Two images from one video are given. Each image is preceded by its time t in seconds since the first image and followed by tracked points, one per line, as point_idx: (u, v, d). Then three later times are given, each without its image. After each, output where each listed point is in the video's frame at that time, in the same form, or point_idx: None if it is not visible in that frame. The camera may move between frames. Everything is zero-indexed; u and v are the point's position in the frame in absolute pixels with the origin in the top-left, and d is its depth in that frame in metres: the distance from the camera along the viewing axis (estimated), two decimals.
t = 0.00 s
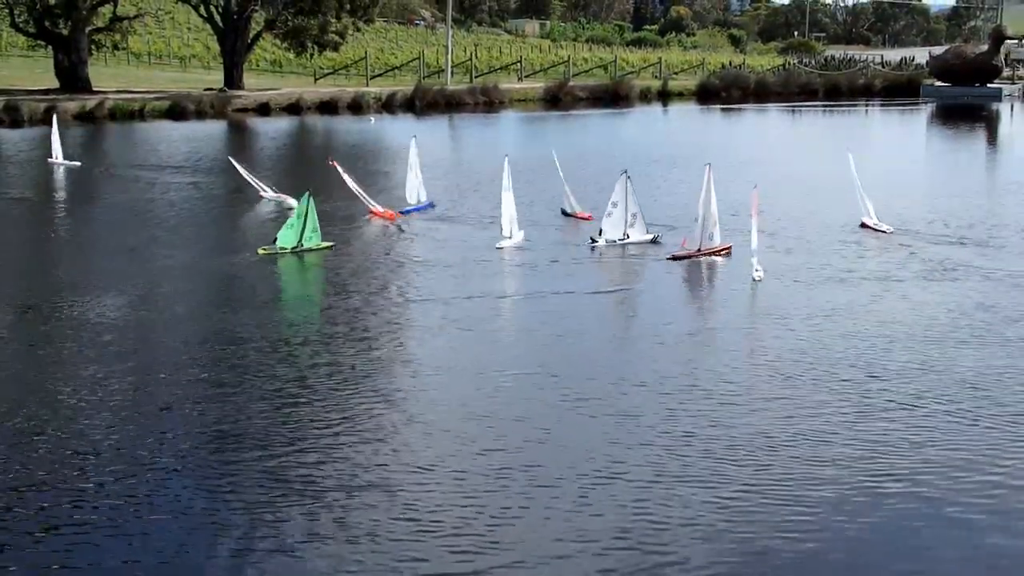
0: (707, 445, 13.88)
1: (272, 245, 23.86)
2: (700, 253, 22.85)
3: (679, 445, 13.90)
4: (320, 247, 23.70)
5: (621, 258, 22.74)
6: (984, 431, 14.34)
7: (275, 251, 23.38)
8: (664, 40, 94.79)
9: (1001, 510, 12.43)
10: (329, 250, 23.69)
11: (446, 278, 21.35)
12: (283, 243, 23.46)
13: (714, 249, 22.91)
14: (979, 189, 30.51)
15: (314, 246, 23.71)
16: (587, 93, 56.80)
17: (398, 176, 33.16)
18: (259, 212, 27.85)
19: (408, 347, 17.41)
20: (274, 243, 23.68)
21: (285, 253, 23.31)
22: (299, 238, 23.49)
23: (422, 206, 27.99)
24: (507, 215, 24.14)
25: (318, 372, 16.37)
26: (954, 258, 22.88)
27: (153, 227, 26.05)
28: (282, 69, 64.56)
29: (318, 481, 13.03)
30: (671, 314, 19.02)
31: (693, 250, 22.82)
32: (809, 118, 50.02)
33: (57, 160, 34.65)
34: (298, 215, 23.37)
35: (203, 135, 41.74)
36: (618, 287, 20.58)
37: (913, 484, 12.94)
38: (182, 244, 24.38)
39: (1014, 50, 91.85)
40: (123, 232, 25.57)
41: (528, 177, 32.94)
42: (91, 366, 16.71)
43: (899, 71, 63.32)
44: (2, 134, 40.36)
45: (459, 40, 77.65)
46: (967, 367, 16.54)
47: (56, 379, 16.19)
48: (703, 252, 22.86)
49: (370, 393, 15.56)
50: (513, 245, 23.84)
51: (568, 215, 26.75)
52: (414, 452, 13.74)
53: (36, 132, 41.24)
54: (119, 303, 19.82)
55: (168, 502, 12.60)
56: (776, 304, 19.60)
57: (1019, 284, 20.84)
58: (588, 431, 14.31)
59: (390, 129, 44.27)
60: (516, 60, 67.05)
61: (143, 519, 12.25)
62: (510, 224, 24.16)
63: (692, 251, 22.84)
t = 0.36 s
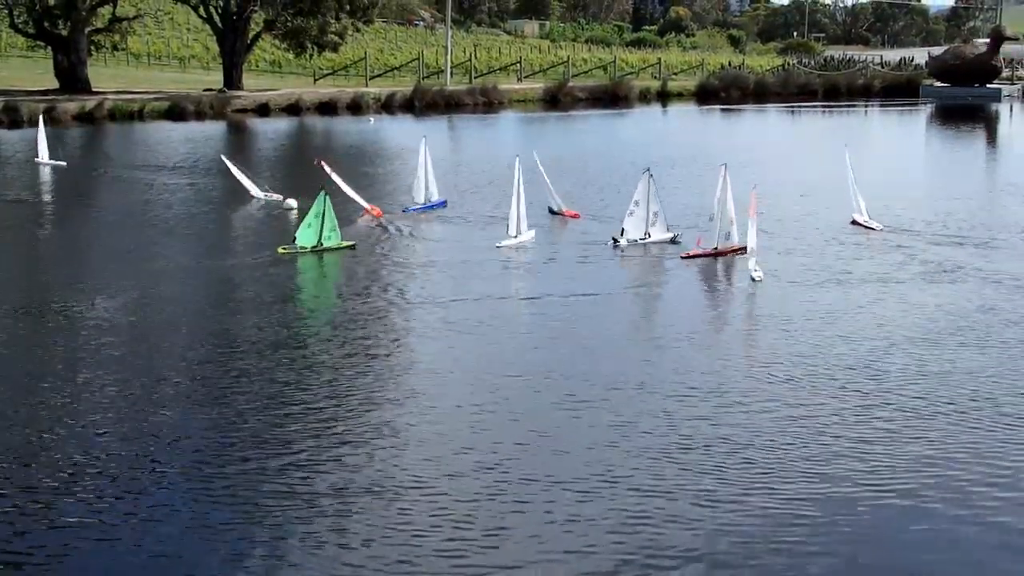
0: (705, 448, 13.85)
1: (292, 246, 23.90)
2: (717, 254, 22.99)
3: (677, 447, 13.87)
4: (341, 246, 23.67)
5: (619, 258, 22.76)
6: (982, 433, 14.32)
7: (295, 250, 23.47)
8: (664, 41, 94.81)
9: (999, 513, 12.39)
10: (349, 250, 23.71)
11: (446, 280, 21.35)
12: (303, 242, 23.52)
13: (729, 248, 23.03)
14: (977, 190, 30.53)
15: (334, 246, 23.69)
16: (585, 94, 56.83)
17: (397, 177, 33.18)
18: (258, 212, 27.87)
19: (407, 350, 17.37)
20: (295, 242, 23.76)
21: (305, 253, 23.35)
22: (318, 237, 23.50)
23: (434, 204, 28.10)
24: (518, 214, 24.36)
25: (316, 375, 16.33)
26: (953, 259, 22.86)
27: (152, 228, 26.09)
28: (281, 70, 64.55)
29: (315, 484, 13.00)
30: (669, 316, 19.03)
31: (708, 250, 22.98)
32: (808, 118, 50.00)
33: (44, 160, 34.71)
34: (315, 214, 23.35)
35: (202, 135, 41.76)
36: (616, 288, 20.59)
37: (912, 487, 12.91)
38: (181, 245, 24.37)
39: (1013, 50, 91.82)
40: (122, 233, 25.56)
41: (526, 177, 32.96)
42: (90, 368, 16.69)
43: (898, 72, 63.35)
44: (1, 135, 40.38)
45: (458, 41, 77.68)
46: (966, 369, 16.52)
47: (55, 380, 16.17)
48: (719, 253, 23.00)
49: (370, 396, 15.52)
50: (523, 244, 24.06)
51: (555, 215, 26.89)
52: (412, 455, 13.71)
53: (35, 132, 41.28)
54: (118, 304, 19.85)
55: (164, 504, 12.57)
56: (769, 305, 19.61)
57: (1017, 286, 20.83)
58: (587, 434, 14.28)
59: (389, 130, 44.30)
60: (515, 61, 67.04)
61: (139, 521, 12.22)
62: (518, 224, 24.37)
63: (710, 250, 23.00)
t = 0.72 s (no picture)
0: (705, 452, 13.78)
1: (317, 244, 23.93)
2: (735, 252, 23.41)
3: (676, 448, 13.89)
4: (365, 244, 23.66)
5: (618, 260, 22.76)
6: (985, 437, 14.24)
7: (320, 249, 23.55)
8: (664, 41, 94.90)
9: (1001, 519, 12.32)
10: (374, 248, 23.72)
11: (447, 281, 21.32)
12: (328, 240, 23.58)
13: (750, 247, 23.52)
14: (975, 191, 30.55)
15: (359, 244, 23.67)
16: (585, 95, 56.84)
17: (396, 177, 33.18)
18: (257, 213, 27.84)
19: (408, 354, 17.30)
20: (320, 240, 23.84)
21: (329, 251, 23.43)
22: (343, 235, 23.53)
23: (445, 204, 28.29)
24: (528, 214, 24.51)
25: (316, 379, 16.26)
26: (954, 261, 22.82)
27: (150, 228, 26.10)
28: (280, 71, 64.59)
29: (314, 489, 12.93)
30: (670, 318, 19.00)
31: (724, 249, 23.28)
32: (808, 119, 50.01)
33: (29, 160, 34.71)
34: (337, 212, 23.40)
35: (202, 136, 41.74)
36: (616, 290, 20.56)
37: (913, 492, 12.83)
38: (181, 246, 24.32)
39: (1012, 51, 91.88)
40: (121, 234, 25.50)
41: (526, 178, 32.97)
42: (89, 370, 16.62)
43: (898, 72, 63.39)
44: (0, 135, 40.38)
45: (458, 41, 77.72)
46: (967, 373, 16.46)
47: (53, 382, 16.10)
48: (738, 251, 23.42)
49: (369, 400, 15.45)
50: (526, 244, 24.18)
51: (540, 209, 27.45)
52: (412, 460, 13.65)
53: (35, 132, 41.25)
54: (117, 304, 19.86)
55: (161, 508, 12.50)
56: (768, 308, 19.60)
57: (1016, 287, 20.87)
58: (586, 438, 14.21)
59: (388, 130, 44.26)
60: (515, 62, 67.10)
61: (137, 525, 12.15)
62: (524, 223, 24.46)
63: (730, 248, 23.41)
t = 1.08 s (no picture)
0: (706, 452, 13.65)
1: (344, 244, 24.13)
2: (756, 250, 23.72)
3: (677, 444, 13.86)
4: (390, 244, 23.83)
5: (618, 261, 22.76)
6: (988, 438, 14.11)
7: (345, 249, 23.73)
8: (663, 42, 94.96)
9: (1003, 520, 12.19)
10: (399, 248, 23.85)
11: (448, 283, 21.23)
12: (354, 240, 23.73)
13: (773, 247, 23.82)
14: (975, 191, 30.56)
15: (384, 243, 23.84)
16: (584, 95, 56.84)
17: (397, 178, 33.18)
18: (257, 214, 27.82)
19: (409, 355, 17.14)
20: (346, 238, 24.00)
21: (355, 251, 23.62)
22: (368, 235, 23.67)
23: (458, 204, 28.38)
24: (538, 215, 24.63)
25: (316, 377, 16.19)
26: (955, 262, 22.74)
27: (149, 229, 26.06)
28: (280, 71, 64.60)
29: (310, 488, 12.82)
30: (672, 319, 18.91)
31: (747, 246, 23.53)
32: (807, 120, 49.99)
33: (20, 161, 34.73)
34: (362, 212, 23.48)
35: (201, 137, 41.66)
36: (615, 291, 20.52)
37: (915, 494, 12.70)
38: (180, 247, 24.23)
39: (1011, 52, 92.01)
40: (120, 236, 25.40)
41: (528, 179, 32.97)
42: (89, 373, 16.50)
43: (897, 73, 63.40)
44: None
45: (457, 42, 77.76)
46: (969, 373, 16.35)
47: (52, 385, 16.01)
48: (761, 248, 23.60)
49: (370, 400, 15.30)
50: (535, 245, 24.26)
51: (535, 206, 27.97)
52: (410, 458, 13.53)
53: (34, 133, 41.20)
54: (116, 306, 19.82)
55: (158, 508, 12.42)
56: (768, 308, 19.53)
57: (1015, 287, 20.89)
58: (586, 436, 14.10)
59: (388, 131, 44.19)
60: (515, 63, 67.16)
61: (132, 525, 12.06)
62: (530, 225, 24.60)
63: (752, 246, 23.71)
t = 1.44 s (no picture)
0: (703, 455, 13.66)
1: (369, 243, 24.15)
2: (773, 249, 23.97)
3: (678, 446, 13.90)
4: (416, 245, 23.86)
5: (612, 262, 22.76)
6: (985, 441, 14.10)
7: (371, 249, 23.78)
8: (662, 43, 94.90)
9: (1001, 523, 12.18)
10: (425, 249, 23.84)
11: (448, 284, 21.22)
12: (379, 240, 23.78)
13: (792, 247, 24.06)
14: (974, 192, 30.54)
15: (411, 244, 23.88)
16: (584, 96, 56.77)
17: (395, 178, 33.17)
18: (256, 215, 27.83)
19: (408, 357, 17.12)
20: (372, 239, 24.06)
21: (380, 252, 23.65)
22: (394, 235, 23.71)
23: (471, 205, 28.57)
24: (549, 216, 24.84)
25: (314, 380, 16.17)
26: (953, 264, 22.75)
27: (149, 230, 26.08)
28: (279, 72, 64.60)
29: (307, 491, 12.82)
30: (672, 321, 18.86)
31: (765, 247, 23.87)
32: (806, 121, 49.97)
33: (18, 164, 34.73)
34: (387, 212, 23.53)
35: (200, 138, 41.63)
36: (612, 293, 20.48)
37: (912, 497, 12.70)
38: (179, 249, 24.20)
39: (1010, 53, 92.02)
40: (118, 237, 25.41)
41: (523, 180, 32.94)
42: (88, 375, 16.50)
43: (897, 73, 63.39)
44: None
45: (456, 43, 77.72)
46: (967, 375, 16.35)
47: (51, 387, 15.98)
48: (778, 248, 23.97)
49: (368, 403, 15.28)
50: (547, 243, 24.43)
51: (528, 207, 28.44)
52: (409, 461, 13.54)
53: (33, 135, 41.20)
54: (115, 308, 19.81)
55: (155, 511, 12.43)
56: (767, 311, 19.47)
57: (1014, 288, 20.91)
58: (584, 439, 14.11)
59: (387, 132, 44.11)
60: (514, 63, 67.15)
61: (130, 528, 12.07)
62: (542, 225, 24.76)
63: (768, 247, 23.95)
